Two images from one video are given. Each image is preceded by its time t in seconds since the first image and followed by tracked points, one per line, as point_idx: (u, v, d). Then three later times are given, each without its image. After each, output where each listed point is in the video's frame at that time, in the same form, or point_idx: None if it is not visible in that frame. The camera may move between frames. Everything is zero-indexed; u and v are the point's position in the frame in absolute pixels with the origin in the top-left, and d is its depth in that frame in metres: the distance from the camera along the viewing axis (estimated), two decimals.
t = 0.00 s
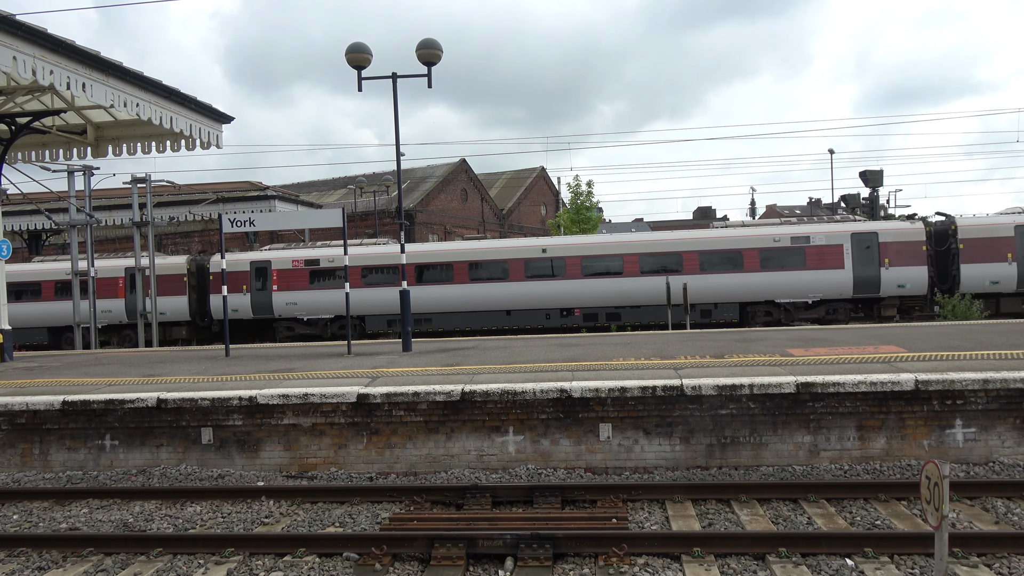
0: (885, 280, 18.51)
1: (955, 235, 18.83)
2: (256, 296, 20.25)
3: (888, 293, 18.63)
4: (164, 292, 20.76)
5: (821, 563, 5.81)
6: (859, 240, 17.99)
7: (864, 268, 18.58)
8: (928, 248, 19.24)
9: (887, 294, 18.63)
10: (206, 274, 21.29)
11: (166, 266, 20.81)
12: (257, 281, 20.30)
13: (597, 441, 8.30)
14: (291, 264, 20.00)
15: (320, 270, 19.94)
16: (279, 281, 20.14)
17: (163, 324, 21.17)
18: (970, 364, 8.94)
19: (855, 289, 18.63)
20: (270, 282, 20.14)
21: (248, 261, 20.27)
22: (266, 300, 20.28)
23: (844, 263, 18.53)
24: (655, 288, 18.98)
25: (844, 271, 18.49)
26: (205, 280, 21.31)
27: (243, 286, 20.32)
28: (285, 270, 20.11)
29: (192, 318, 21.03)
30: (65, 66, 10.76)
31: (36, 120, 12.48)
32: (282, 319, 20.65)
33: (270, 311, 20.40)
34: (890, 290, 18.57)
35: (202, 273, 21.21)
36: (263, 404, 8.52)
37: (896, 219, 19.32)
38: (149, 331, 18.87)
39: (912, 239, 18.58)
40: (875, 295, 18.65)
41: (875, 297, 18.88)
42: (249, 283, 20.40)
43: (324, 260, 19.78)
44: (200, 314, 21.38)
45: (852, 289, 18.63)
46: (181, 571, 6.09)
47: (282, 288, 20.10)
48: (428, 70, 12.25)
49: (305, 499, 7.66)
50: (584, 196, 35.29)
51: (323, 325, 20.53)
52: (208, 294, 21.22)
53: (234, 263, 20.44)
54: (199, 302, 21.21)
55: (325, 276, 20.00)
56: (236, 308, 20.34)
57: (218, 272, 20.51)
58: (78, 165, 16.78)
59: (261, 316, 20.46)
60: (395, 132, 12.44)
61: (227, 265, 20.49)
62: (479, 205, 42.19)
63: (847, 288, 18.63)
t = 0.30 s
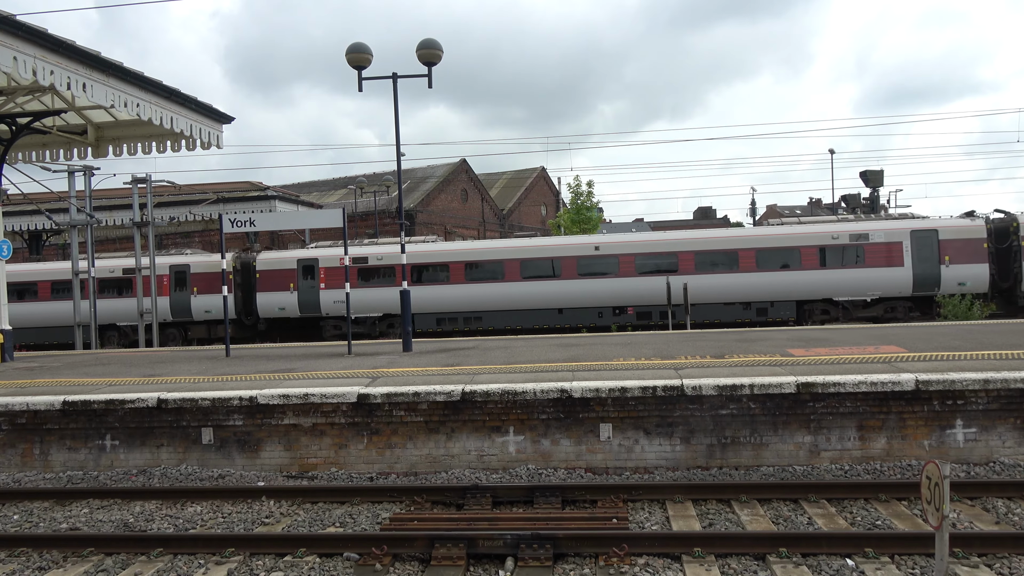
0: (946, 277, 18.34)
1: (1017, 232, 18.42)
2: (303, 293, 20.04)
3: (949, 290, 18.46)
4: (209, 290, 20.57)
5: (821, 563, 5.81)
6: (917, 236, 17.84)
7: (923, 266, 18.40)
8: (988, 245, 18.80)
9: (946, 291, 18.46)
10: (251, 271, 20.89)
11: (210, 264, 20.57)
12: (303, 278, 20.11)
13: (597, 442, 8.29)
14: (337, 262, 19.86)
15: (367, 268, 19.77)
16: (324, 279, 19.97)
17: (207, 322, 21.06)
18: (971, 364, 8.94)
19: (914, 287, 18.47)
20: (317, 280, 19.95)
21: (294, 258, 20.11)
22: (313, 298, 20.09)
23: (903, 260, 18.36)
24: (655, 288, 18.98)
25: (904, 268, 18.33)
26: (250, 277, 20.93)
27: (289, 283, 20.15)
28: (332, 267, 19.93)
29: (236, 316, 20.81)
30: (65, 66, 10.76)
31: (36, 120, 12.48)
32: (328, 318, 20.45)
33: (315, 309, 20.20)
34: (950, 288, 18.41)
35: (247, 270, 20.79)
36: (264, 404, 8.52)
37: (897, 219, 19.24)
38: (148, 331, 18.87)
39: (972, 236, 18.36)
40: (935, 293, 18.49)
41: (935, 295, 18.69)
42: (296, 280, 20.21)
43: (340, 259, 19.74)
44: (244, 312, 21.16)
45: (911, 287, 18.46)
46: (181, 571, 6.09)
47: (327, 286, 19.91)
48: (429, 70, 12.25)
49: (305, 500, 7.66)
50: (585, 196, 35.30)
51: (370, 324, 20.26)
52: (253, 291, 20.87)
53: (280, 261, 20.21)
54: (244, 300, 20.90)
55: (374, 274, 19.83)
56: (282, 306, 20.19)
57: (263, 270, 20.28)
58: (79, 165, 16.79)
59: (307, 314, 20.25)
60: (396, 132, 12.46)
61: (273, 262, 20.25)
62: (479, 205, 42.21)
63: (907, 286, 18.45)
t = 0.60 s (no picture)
0: (1002, 276, 18.16)
1: None
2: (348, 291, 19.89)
3: (1004, 288, 18.28)
4: (250, 288, 20.35)
5: (821, 563, 5.81)
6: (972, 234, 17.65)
7: (976, 264, 18.25)
8: None
9: (1002, 289, 18.30)
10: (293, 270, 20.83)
11: (252, 262, 20.35)
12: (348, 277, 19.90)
13: (598, 441, 8.29)
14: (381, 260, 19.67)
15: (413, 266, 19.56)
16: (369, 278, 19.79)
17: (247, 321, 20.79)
18: (971, 364, 8.95)
19: (969, 285, 18.30)
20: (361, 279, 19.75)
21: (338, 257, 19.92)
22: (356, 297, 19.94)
23: (957, 258, 18.17)
24: (655, 288, 18.99)
25: (957, 266, 18.15)
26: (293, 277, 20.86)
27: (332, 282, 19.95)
28: (376, 266, 19.76)
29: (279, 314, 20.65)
30: (65, 66, 10.76)
31: (37, 120, 12.48)
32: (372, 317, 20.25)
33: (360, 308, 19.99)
34: (1006, 287, 18.24)
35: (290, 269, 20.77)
36: (264, 404, 8.52)
37: (898, 219, 19.24)
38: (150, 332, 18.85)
39: None
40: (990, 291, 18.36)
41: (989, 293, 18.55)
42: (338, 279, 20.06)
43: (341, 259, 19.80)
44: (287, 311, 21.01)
45: (966, 285, 18.28)
46: (181, 572, 6.09)
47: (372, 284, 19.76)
48: (429, 70, 12.24)
49: (306, 500, 7.67)
50: (585, 196, 35.31)
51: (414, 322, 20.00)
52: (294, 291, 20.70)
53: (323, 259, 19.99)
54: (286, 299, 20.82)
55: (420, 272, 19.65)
56: (325, 305, 20.04)
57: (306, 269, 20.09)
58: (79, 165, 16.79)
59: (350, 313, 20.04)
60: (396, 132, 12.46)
61: (316, 261, 20.05)
62: (480, 205, 42.22)
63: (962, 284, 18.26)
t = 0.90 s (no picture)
0: None
1: None
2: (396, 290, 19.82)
3: None
4: (298, 285, 20.23)
5: (822, 563, 5.81)
6: None
7: None
8: None
9: None
10: (340, 267, 20.91)
11: (300, 260, 20.25)
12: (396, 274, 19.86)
13: (598, 441, 8.29)
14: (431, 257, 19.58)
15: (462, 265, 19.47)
16: (420, 275, 19.67)
17: (295, 319, 20.61)
18: (972, 364, 8.95)
19: None
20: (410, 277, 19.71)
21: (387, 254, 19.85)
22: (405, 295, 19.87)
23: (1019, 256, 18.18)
24: (655, 288, 19.01)
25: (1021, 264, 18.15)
26: (340, 274, 20.92)
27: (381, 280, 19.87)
28: (425, 264, 19.65)
29: (327, 313, 20.61)
30: (65, 66, 10.77)
31: (37, 120, 12.49)
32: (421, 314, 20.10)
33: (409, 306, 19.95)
34: None
35: (338, 267, 20.85)
36: (264, 404, 8.53)
37: (898, 219, 19.34)
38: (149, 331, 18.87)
39: None
40: None
41: None
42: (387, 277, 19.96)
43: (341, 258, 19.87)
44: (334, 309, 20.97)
45: None
46: (182, 571, 6.09)
47: (422, 282, 19.63)
48: (429, 70, 12.24)
49: (306, 499, 7.67)
50: (585, 196, 35.32)
51: (465, 320, 19.89)
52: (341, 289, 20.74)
53: (371, 256, 19.90)
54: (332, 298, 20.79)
55: (467, 271, 19.58)
56: (374, 303, 19.99)
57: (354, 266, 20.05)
58: (79, 165, 16.80)
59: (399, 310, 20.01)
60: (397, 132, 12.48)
61: (364, 258, 19.99)
62: (480, 205, 42.22)
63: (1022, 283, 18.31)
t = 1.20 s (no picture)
0: None
1: None
2: (442, 288, 19.59)
3: None
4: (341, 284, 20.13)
5: (822, 563, 5.81)
6: None
7: None
8: None
9: None
10: (383, 265, 20.59)
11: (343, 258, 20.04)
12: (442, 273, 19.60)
13: (598, 441, 8.29)
14: (478, 256, 19.38)
15: (511, 262, 19.29)
16: (466, 274, 19.46)
17: (306, 318, 20.70)
18: (973, 364, 8.95)
19: None
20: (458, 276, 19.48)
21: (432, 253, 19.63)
22: (452, 293, 19.60)
23: None
24: (655, 288, 19.01)
25: None
26: (382, 272, 20.59)
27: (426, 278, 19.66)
28: (472, 262, 19.44)
29: (370, 312, 20.41)
30: (66, 66, 10.78)
31: (37, 120, 12.49)
32: (466, 313, 19.93)
33: (455, 304, 19.73)
34: None
35: (381, 265, 20.52)
36: (264, 404, 8.53)
37: (899, 219, 19.39)
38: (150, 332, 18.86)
39: None
40: None
41: None
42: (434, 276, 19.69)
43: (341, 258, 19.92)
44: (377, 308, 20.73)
45: None
46: (182, 571, 6.09)
47: (469, 280, 19.41)
48: (429, 70, 12.24)
49: (306, 499, 7.67)
50: (585, 196, 35.32)
51: (511, 319, 19.74)
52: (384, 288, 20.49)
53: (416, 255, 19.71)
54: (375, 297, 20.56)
55: (515, 269, 19.36)
56: (419, 301, 19.70)
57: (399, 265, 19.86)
58: (80, 165, 16.81)
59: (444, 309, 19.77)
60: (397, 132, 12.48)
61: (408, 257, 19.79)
62: (480, 205, 42.21)
63: None
